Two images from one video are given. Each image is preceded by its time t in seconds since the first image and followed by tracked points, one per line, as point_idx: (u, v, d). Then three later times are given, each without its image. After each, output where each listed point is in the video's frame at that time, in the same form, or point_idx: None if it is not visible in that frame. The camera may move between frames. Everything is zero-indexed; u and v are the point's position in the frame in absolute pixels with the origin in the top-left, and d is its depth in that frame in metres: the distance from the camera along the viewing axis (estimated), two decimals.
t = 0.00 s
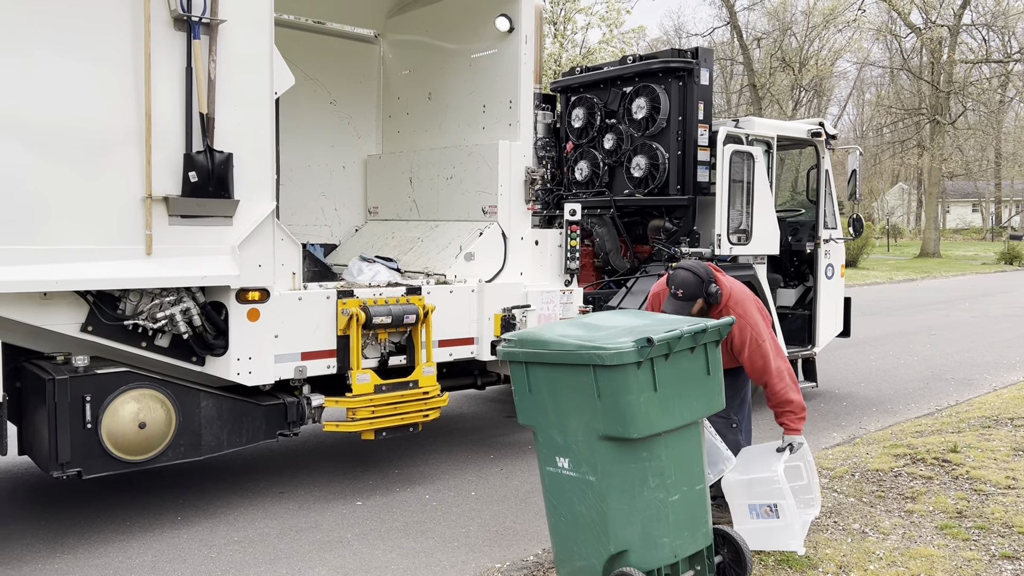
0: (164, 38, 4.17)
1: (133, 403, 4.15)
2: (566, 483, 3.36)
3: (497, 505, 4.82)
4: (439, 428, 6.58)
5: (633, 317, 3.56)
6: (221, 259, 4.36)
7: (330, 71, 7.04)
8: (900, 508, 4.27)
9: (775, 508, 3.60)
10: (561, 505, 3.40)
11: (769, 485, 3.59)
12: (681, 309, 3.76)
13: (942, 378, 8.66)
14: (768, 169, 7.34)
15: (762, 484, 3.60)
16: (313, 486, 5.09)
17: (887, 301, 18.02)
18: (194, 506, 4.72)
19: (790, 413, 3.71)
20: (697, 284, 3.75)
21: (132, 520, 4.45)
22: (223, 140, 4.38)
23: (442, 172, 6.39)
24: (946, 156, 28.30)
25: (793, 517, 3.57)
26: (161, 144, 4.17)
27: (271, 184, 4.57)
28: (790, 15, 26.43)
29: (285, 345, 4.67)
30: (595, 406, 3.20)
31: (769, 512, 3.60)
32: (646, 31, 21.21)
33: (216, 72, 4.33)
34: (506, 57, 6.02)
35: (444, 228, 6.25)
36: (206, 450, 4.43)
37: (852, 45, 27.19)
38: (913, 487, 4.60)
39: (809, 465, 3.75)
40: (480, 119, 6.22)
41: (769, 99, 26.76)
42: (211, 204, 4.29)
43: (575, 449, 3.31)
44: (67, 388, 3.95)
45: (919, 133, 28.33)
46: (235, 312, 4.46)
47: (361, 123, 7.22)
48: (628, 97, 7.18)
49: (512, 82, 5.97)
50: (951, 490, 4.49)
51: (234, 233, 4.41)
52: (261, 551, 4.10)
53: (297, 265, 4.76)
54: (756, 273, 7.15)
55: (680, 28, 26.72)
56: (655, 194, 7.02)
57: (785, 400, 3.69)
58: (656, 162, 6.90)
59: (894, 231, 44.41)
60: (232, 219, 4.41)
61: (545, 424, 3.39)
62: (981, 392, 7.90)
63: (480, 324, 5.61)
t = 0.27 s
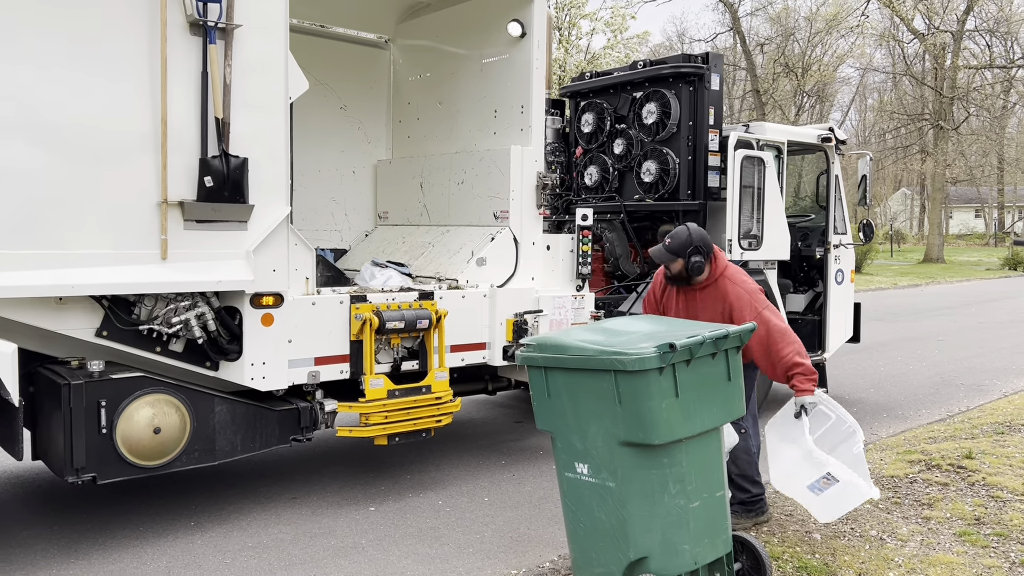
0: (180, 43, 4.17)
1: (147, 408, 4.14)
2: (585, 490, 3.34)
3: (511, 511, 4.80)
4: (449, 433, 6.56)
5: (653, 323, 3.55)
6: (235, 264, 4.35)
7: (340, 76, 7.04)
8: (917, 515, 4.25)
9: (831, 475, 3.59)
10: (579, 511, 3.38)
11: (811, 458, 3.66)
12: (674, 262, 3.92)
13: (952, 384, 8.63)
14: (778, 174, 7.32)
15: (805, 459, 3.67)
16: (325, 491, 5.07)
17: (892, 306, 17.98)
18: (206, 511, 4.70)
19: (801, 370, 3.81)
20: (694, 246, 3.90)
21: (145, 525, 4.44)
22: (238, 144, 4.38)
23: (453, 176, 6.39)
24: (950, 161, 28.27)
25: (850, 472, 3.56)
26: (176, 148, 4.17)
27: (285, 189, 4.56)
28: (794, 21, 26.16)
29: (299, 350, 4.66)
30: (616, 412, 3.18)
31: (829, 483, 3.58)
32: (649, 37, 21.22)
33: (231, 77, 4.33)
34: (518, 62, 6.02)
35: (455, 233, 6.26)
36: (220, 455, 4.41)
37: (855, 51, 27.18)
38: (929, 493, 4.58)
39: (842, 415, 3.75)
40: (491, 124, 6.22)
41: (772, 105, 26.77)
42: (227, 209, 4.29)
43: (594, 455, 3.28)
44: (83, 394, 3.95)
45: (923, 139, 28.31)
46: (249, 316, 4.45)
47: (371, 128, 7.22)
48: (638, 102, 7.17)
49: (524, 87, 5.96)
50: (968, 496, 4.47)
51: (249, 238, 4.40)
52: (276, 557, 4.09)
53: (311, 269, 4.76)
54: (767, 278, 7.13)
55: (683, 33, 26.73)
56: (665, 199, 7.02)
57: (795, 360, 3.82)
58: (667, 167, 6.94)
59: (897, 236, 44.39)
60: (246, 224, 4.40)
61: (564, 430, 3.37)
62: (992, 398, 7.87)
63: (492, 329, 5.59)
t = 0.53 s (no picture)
0: (194, 51, 4.19)
1: (160, 414, 4.15)
2: (599, 497, 3.33)
3: (522, 518, 4.80)
4: (458, 440, 6.56)
5: (667, 330, 3.56)
6: (248, 271, 4.36)
7: (350, 83, 7.07)
8: (930, 523, 4.24)
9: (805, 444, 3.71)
10: (592, 519, 3.37)
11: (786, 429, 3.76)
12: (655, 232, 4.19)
13: (960, 391, 8.62)
14: (788, 181, 7.34)
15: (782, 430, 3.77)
16: (336, 498, 5.07)
17: (898, 313, 17.95)
18: (217, 517, 4.71)
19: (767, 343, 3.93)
20: (673, 217, 4.18)
21: (157, 531, 4.44)
22: (251, 152, 4.40)
23: (463, 183, 6.41)
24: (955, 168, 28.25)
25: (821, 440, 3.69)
26: (190, 156, 4.19)
27: (297, 196, 4.58)
28: (799, 27, 26.25)
29: (310, 357, 4.67)
30: (630, 419, 3.18)
31: (805, 450, 3.69)
32: (654, 43, 21.28)
33: (244, 85, 4.35)
34: (527, 70, 6.04)
35: (465, 239, 6.27)
36: (232, 462, 4.42)
37: (860, 57, 27.21)
38: (942, 501, 4.57)
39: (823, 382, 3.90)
40: (501, 131, 6.24)
41: (776, 111, 26.81)
42: (240, 216, 4.31)
43: (608, 463, 3.28)
44: (97, 400, 3.96)
45: (928, 145, 28.30)
46: (262, 323, 4.46)
47: (380, 135, 7.24)
48: (646, 109, 7.19)
49: (534, 94, 5.98)
50: (981, 505, 4.46)
51: (262, 245, 4.42)
52: (288, 564, 4.09)
53: (322, 276, 4.76)
54: (775, 285, 7.16)
55: (687, 40, 26.79)
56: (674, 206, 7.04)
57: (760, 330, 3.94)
58: (675, 174, 6.93)
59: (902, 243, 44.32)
60: (259, 231, 4.42)
61: (577, 437, 3.37)
62: (1001, 406, 7.85)
63: (502, 335, 5.60)
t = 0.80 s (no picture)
0: (205, 58, 4.22)
1: (170, 420, 4.16)
2: (608, 504, 3.33)
3: (530, 525, 4.79)
4: (465, 445, 6.56)
5: (676, 337, 3.57)
6: (258, 277, 4.38)
7: (358, 91, 7.10)
8: (939, 531, 4.23)
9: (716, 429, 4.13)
10: (601, 526, 3.36)
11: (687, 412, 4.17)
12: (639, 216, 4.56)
13: (968, 399, 8.59)
14: (795, 188, 7.33)
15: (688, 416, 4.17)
16: (344, 504, 5.07)
17: (904, 320, 17.90)
18: (226, 523, 4.71)
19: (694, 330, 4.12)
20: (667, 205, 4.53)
21: (166, 537, 4.45)
22: (261, 159, 4.42)
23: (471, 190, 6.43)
24: (961, 175, 28.19)
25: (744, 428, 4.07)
26: (201, 162, 4.22)
27: (307, 203, 4.60)
28: (803, 34, 26.36)
29: (318, 363, 4.68)
30: (640, 427, 3.17)
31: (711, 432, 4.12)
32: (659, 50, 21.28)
33: (255, 92, 4.37)
34: (534, 77, 6.06)
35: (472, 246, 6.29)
36: (241, 467, 4.43)
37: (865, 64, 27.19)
38: (951, 509, 4.55)
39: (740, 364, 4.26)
40: (509, 138, 6.26)
41: (781, 117, 26.79)
42: (250, 223, 4.33)
43: (617, 470, 3.27)
44: (107, 406, 3.98)
45: (933, 152, 28.25)
46: (271, 329, 4.48)
47: (388, 141, 7.27)
48: (653, 116, 7.20)
49: (541, 102, 6.00)
50: (991, 513, 4.44)
51: (271, 251, 4.44)
52: (297, 570, 4.09)
53: (331, 282, 4.77)
54: (782, 292, 7.16)
55: (692, 46, 26.81)
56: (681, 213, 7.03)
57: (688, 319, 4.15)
58: (682, 181, 6.93)
59: (908, 250, 44.18)
60: (268, 237, 4.43)
61: (587, 444, 3.37)
62: (1009, 413, 7.82)
63: (509, 342, 5.60)
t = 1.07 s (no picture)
0: (215, 64, 4.24)
1: (178, 424, 4.17)
2: (616, 511, 3.32)
3: (536, 531, 4.79)
4: (470, 451, 6.56)
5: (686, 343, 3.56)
6: (266, 282, 4.39)
7: (365, 97, 7.12)
8: (948, 539, 4.22)
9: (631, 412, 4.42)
10: (609, 533, 3.35)
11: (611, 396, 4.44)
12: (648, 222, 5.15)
13: (975, 406, 8.56)
14: (801, 194, 7.35)
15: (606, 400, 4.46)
16: (350, 509, 5.07)
17: (909, 327, 17.84)
18: (232, 527, 4.71)
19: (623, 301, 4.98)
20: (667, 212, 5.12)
21: (173, 542, 4.45)
22: (269, 164, 4.44)
23: (477, 196, 6.43)
24: (966, 181, 28.13)
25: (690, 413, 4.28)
26: (210, 168, 4.23)
27: (315, 208, 4.61)
28: (808, 40, 26.35)
29: (325, 368, 4.69)
30: (648, 433, 3.17)
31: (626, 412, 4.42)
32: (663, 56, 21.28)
33: (264, 98, 4.39)
34: (541, 83, 6.07)
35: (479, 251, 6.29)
36: (248, 472, 4.43)
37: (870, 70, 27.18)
38: (959, 517, 4.54)
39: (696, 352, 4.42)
40: (515, 144, 6.27)
41: (786, 123, 26.77)
42: (258, 228, 4.35)
43: (625, 476, 3.27)
44: (115, 410, 3.99)
45: (939, 158, 28.21)
46: (278, 334, 4.49)
47: (394, 147, 7.28)
48: (659, 122, 7.20)
49: (548, 107, 6.01)
50: (999, 520, 4.43)
51: (279, 256, 4.45)
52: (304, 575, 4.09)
53: (338, 287, 4.75)
54: (788, 298, 7.15)
55: (697, 52, 26.83)
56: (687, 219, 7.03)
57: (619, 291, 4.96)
58: (688, 187, 6.93)
59: (913, 256, 44.09)
60: (276, 242, 4.45)
61: (595, 451, 3.36)
62: (1016, 421, 7.79)
63: (515, 347, 5.61)
